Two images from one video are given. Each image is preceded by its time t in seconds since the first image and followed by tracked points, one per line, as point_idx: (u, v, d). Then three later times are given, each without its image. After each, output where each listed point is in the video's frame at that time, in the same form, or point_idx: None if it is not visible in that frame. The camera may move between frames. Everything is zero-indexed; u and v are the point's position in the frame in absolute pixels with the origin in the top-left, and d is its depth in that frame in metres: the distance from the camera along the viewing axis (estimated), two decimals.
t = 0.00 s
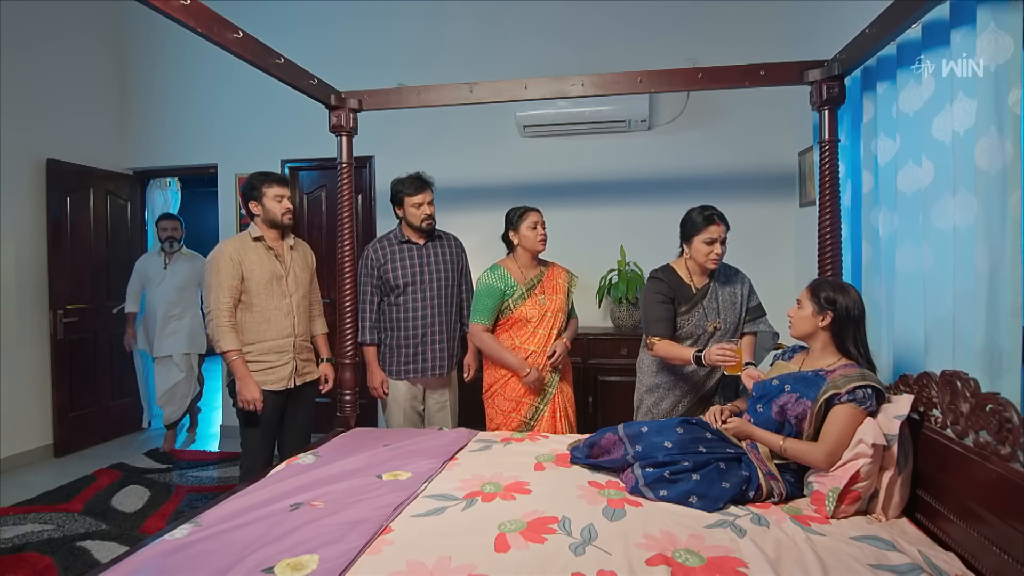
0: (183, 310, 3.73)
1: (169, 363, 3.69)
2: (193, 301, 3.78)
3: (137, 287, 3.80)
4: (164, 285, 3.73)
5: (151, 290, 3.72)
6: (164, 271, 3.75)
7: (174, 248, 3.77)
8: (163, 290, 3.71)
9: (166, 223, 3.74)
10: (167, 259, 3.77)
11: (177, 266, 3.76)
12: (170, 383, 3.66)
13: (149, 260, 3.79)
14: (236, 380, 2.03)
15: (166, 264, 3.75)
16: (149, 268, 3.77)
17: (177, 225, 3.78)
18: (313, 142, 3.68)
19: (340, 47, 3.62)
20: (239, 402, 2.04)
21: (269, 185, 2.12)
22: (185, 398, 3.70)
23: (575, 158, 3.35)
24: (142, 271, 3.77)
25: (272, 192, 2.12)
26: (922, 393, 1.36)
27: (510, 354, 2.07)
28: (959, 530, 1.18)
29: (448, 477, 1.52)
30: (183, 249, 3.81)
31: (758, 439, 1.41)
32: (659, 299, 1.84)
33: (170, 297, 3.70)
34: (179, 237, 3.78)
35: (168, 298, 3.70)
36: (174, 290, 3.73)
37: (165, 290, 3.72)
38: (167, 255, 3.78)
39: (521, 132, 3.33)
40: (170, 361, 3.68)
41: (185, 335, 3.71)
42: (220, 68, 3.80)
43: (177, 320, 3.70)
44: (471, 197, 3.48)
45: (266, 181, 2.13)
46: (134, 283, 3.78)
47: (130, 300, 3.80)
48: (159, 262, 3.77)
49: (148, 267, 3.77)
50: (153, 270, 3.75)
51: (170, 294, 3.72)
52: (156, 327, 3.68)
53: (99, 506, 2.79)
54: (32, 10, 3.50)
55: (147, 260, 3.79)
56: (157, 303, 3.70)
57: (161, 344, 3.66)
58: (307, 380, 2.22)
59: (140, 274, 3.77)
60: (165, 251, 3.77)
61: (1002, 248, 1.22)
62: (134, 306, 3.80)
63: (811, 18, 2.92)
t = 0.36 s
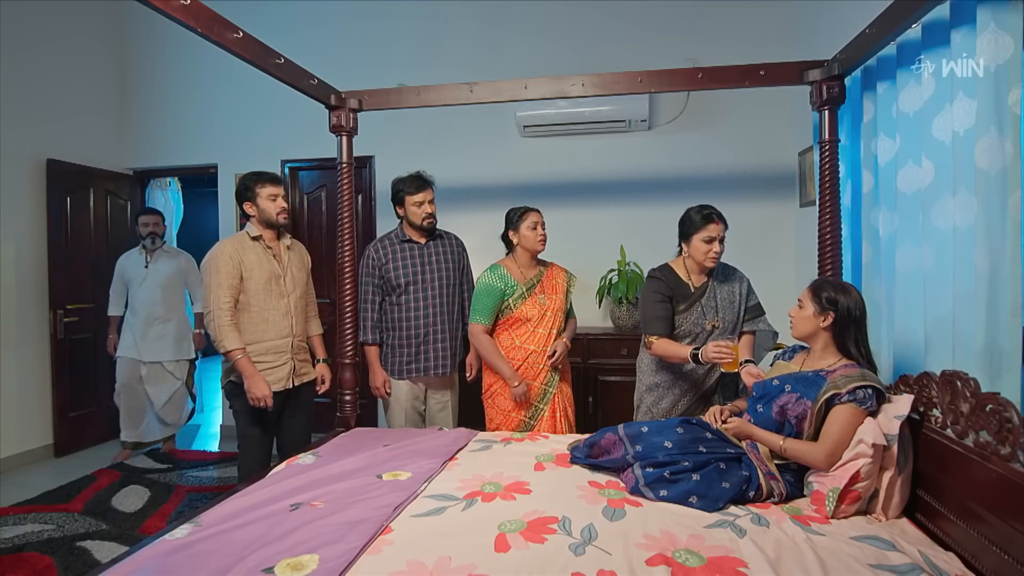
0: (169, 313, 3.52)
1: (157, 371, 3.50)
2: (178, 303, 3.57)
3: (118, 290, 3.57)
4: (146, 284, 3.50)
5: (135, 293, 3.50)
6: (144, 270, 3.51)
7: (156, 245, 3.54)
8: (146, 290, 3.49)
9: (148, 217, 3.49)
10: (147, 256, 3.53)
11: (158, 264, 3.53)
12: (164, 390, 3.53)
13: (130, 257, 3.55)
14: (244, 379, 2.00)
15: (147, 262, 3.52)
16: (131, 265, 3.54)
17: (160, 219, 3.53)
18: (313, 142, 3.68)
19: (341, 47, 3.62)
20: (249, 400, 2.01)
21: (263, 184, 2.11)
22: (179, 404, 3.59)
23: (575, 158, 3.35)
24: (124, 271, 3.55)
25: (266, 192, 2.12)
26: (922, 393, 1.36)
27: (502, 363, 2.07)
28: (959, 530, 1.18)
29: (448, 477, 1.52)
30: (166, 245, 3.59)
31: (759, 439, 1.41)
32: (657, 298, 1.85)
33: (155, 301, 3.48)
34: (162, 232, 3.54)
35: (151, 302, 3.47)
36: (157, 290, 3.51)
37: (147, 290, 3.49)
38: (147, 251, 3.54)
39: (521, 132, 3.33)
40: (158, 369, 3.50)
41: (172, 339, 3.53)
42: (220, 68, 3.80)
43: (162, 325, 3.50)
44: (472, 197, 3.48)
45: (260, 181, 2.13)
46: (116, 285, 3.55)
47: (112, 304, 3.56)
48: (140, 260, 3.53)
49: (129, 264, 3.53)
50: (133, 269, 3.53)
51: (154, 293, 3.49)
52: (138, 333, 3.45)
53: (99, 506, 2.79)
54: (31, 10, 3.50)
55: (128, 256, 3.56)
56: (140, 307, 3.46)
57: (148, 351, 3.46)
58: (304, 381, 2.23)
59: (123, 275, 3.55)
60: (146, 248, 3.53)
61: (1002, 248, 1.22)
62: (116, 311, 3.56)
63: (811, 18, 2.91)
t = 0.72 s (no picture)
0: (142, 317, 3.33)
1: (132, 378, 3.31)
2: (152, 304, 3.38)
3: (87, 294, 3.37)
4: (118, 286, 3.31)
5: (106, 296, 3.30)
6: (114, 270, 3.32)
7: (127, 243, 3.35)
8: (118, 291, 3.29)
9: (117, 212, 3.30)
10: (117, 254, 3.35)
11: (129, 263, 3.35)
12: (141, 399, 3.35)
13: (99, 255, 3.36)
14: (265, 368, 1.97)
15: (117, 262, 3.33)
16: (99, 264, 3.34)
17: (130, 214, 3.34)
18: (314, 142, 3.68)
19: (342, 47, 3.62)
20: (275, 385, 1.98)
21: (263, 184, 2.12)
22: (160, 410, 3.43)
23: (575, 158, 3.35)
24: (91, 272, 3.35)
25: (266, 192, 2.13)
26: (923, 393, 1.36)
27: (501, 364, 2.07)
28: (961, 530, 1.18)
29: (449, 477, 1.52)
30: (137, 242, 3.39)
31: (760, 439, 1.41)
32: (657, 296, 1.86)
33: (128, 305, 3.29)
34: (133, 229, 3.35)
35: (123, 305, 3.27)
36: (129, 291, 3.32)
37: (119, 292, 3.30)
38: (116, 249, 3.35)
39: (522, 132, 3.33)
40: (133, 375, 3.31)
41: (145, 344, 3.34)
42: (222, 68, 3.81)
43: (133, 331, 3.30)
44: (473, 197, 3.48)
45: (259, 181, 2.13)
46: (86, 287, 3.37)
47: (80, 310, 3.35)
48: (109, 259, 3.34)
49: (98, 262, 3.34)
50: (102, 270, 3.33)
51: (127, 295, 3.30)
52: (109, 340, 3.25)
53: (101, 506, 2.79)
54: (32, 10, 3.50)
55: (95, 254, 3.37)
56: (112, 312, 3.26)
57: (122, 358, 3.27)
58: (303, 381, 2.23)
59: (93, 275, 3.34)
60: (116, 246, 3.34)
61: (1003, 249, 1.22)
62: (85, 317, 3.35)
63: (812, 18, 2.91)
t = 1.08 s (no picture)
0: (122, 318, 3.11)
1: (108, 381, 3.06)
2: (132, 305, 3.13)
3: (58, 294, 3.11)
4: (98, 285, 3.08)
5: (85, 296, 3.07)
6: (96, 268, 3.08)
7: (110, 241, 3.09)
8: (98, 291, 3.08)
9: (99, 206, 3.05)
10: (100, 252, 3.10)
11: (113, 261, 3.11)
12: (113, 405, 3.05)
13: (81, 252, 3.12)
14: (274, 365, 1.99)
15: (99, 260, 3.09)
16: (81, 262, 3.10)
17: (113, 208, 3.08)
18: (317, 142, 3.68)
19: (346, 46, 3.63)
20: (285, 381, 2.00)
21: (274, 185, 2.12)
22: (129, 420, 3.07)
23: (578, 158, 3.35)
24: (72, 268, 3.11)
25: (278, 192, 2.13)
26: (928, 393, 1.36)
27: (500, 367, 2.08)
28: (966, 531, 1.17)
29: (452, 477, 1.52)
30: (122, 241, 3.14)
31: (764, 439, 1.41)
32: (659, 295, 1.85)
33: (110, 304, 3.08)
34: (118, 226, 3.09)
35: (104, 305, 3.06)
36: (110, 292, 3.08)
37: (99, 291, 3.08)
38: (99, 246, 3.10)
39: (525, 132, 3.33)
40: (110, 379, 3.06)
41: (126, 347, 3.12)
42: (225, 67, 3.82)
43: (117, 331, 3.09)
44: (476, 197, 3.48)
45: (271, 181, 2.13)
46: (59, 285, 3.11)
47: (48, 311, 3.07)
48: (92, 257, 3.09)
49: (81, 260, 3.10)
50: (84, 269, 3.08)
51: (108, 294, 3.08)
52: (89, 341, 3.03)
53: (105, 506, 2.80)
54: (37, 10, 3.51)
55: (76, 251, 3.13)
56: (93, 312, 3.05)
57: (100, 361, 3.04)
58: (313, 380, 2.24)
59: (70, 270, 3.11)
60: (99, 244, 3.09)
61: (1008, 249, 1.21)
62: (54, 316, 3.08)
63: (816, 18, 2.90)
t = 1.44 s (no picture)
0: (126, 322, 2.95)
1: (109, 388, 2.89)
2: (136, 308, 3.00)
3: (57, 297, 2.92)
4: (100, 286, 2.92)
5: (87, 299, 2.89)
6: (98, 269, 2.92)
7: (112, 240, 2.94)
8: (100, 294, 2.91)
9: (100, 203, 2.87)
10: (101, 252, 2.94)
11: (115, 261, 2.96)
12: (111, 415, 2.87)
13: (82, 250, 2.95)
14: (278, 366, 2.00)
15: (101, 260, 2.93)
16: (81, 263, 2.92)
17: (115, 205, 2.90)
18: (322, 142, 3.69)
19: (351, 46, 3.64)
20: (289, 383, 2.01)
21: (286, 185, 2.12)
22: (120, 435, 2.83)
23: (582, 158, 3.35)
24: (70, 268, 2.93)
25: (289, 193, 2.13)
26: (935, 394, 1.35)
27: (499, 370, 2.08)
28: (973, 532, 1.16)
29: (456, 477, 1.52)
30: (125, 241, 2.99)
31: (769, 440, 1.41)
32: (660, 295, 1.84)
33: (113, 307, 2.91)
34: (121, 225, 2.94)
35: (107, 309, 2.90)
36: (114, 296, 2.93)
37: (101, 293, 2.91)
38: (99, 245, 2.94)
39: (530, 132, 3.33)
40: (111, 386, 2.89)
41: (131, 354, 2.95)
42: (231, 67, 3.83)
43: (120, 336, 2.91)
44: (480, 197, 3.48)
45: (283, 181, 2.14)
46: (59, 287, 2.93)
47: (50, 316, 2.89)
48: (93, 257, 2.92)
49: (81, 260, 2.93)
50: (84, 268, 2.92)
51: (111, 297, 2.92)
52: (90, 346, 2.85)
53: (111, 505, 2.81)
54: (44, 11, 3.54)
55: (73, 250, 2.96)
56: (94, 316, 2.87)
57: (103, 369, 2.86)
58: (322, 380, 2.24)
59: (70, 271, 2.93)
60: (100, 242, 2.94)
61: (1017, 249, 1.21)
62: (57, 322, 2.91)
63: (822, 17, 2.89)
